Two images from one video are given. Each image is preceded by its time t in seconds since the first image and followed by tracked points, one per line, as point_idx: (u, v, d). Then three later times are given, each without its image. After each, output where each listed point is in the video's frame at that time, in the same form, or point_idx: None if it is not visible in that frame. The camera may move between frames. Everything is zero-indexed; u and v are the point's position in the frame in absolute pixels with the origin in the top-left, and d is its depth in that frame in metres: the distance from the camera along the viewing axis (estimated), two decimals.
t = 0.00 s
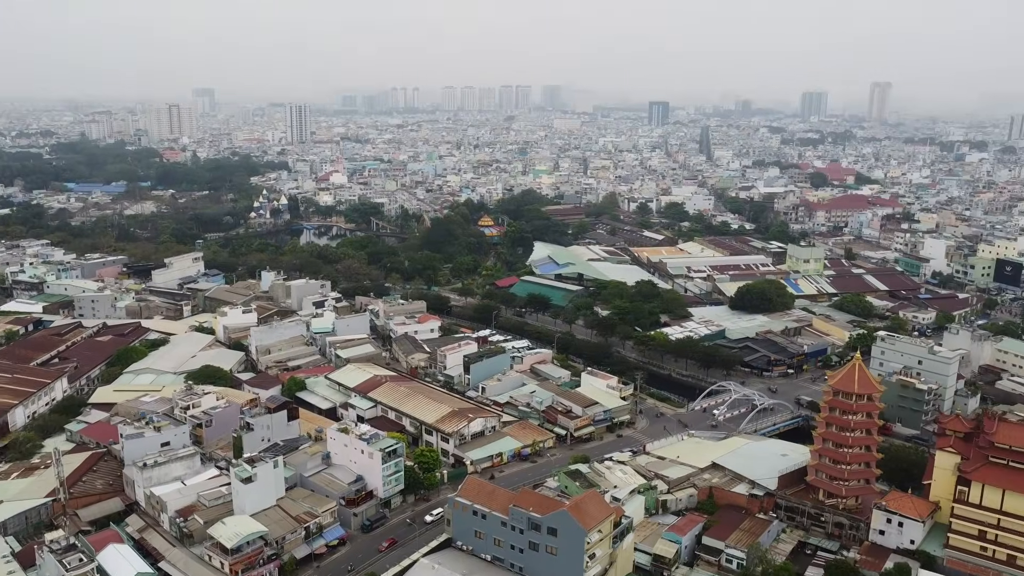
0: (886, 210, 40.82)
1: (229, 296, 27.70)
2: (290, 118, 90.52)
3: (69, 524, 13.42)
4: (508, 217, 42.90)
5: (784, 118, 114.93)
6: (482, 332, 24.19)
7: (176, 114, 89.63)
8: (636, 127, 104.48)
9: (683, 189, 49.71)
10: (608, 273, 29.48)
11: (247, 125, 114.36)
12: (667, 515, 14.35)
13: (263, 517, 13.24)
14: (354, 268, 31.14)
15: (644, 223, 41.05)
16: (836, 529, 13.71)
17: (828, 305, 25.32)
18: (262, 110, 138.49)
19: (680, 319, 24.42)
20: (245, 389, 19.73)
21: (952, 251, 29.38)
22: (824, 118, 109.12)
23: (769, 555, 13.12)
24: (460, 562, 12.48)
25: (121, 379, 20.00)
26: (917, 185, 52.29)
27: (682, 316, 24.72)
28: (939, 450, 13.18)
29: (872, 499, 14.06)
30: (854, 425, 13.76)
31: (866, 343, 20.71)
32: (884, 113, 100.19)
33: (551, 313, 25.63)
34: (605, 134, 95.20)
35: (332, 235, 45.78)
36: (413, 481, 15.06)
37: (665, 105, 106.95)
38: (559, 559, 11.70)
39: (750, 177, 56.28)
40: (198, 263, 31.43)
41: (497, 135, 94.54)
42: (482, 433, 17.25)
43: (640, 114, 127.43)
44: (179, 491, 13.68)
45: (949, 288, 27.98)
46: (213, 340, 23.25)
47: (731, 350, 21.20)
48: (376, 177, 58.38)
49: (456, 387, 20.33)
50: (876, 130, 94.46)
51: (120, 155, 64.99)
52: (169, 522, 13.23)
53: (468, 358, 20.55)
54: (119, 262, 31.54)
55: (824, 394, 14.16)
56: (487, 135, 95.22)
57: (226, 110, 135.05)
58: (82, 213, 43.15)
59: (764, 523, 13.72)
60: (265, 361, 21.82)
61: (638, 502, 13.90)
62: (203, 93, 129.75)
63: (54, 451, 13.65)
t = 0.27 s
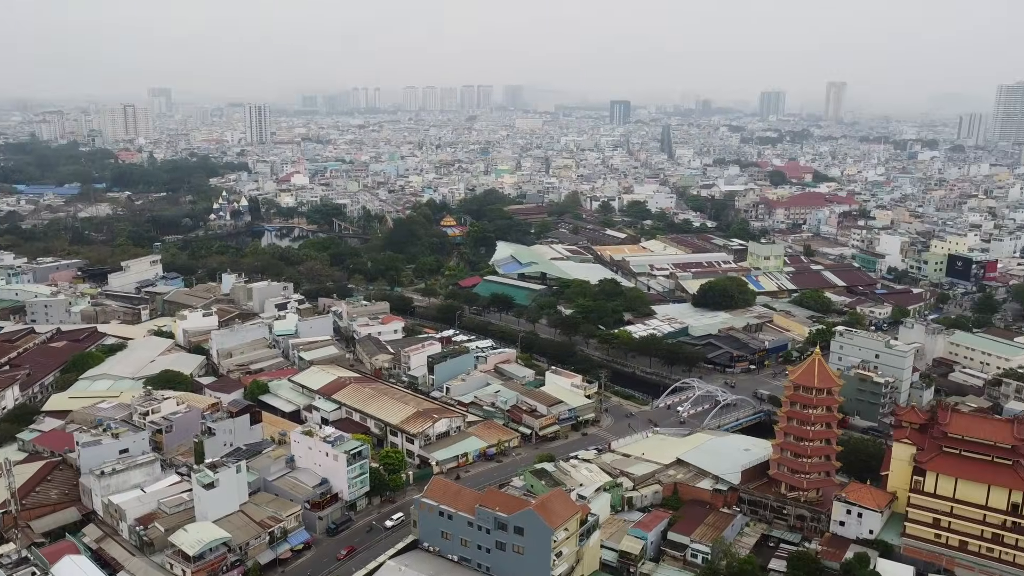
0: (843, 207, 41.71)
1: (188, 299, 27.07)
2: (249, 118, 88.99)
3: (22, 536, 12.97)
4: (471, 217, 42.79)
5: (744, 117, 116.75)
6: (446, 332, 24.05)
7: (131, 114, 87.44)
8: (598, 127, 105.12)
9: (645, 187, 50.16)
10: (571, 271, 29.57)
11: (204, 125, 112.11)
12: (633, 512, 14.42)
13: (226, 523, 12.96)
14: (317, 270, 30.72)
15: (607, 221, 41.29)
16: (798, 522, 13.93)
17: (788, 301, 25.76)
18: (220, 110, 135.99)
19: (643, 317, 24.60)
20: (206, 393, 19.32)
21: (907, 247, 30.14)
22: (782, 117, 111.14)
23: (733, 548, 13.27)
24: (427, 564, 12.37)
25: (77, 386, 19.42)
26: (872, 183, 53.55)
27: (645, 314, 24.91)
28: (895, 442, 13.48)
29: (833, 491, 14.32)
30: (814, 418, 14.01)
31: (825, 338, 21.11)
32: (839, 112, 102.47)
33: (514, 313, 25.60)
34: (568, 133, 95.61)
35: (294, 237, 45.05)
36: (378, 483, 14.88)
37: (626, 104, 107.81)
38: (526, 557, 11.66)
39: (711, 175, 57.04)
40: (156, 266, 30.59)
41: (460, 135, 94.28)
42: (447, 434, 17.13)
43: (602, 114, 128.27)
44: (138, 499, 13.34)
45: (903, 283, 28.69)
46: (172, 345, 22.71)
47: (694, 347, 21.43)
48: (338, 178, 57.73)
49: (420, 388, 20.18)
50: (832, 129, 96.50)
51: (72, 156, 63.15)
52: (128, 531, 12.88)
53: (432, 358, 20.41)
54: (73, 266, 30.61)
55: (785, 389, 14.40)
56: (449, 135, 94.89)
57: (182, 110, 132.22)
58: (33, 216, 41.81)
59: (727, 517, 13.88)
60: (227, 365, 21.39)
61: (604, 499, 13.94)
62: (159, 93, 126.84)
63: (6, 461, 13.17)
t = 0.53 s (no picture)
0: (801, 204, 42.53)
1: (146, 303, 26.35)
2: (206, 119, 87.21)
3: None
4: (433, 218, 42.58)
5: (703, 116, 118.35)
6: (409, 333, 23.86)
7: (84, 114, 85.02)
8: (560, 126, 105.51)
9: (607, 186, 50.49)
10: (534, 271, 29.60)
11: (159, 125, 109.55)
12: (599, 510, 14.45)
13: (188, 530, 12.61)
14: (278, 272, 30.22)
15: (570, 220, 41.41)
16: (761, 515, 14.12)
17: (749, 298, 26.14)
18: (176, 111, 133.14)
19: (607, 315, 24.73)
20: (165, 399, 18.85)
21: (862, 243, 30.84)
22: (741, 116, 112.93)
23: (697, 543, 13.38)
24: (393, 566, 12.24)
25: (29, 394, 18.77)
26: (829, 181, 54.72)
27: (608, 313, 25.04)
28: (854, 434, 13.74)
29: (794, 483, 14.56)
30: (775, 413, 14.22)
31: (785, 334, 21.46)
32: (796, 112, 104.47)
33: (477, 313, 25.52)
34: (530, 133, 95.75)
35: (255, 239, 44.18)
36: (343, 486, 14.65)
37: (588, 103, 108.43)
38: (492, 557, 11.59)
39: (672, 173, 57.66)
40: (112, 270, 29.62)
41: (421, 135, 93.78)
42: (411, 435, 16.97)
43: (563, 113, 128.82)
44: (95, 509, 12.93)
45: (860, 279, 29.34)
46: (130, 350, 22.11)
47: (657, 345, 21.61)
48: (299, 179, 56.91)
49: (384, 389, 19.98)
50: (789, 128, 98.38)
51: (21, 157, 61.12)
52: (84, 541, 12.46)
53: (396, 359, 20.22)
54: (24, 270, 29.60)
55: (747, 384, 14.59)
56: (411, 135, 94.30)
57: (136, 110, 129.06)
58: None
59: (692, 512, 14.00)
60: (187, 369, 20.90)
61: (569, 498, 13.92)
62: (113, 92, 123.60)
63: None
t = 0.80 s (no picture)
0: (760, 202, 43.23)
1: (101, 307, 25.59)
2: (161, 119, 85.21)
3: None
4: (395, 218, 42.22)
5: (663, 115, 119.61)
6: (372, 334, 23.60)
7: (33, 114, 82.37)
8: (522, 125, 105.63)
9: (569, 185, 50.69)
10: (496, 270, 29.53)
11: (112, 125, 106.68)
12: (564, 508, 14.46)
13: (147, 539, 12.22)
14: (238, 274, 29.64)
15: (532, 220, 41.45)
16: (724, 509, 14.26)
17: (710, 295, 26.46)
18: (130, 110, 129.85)
19: (569, 314, 24.79)
20: (123, 405, 18.32)
21: (819, 240, 31.45)
22: (700, 115, 114.42)
23: (662, 538, 13.47)
24: (359, 569, 12.07)
25: None
26: (786, 178, 55.74)
27: (570, 311, 25.12)
28: (814, 428, 13.96)
29: (756, 478, 14.75)
30: (738, 408, 14.39)
31: (746, 330, 21.75)
32: (754, 111, 106.27)
33: (440, 313, 25.35)
34: (492, 132, 95.70)
35: (214, 241, 43.14)
36: (306, 489, 14.39)
37: (548, 102, 108.75)
38: (459, 558, 11.51)
39: (633, 172, 58.14)
40: (65, 274, 28.66)
41: (382, 136, 92.99)
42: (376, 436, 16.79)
43: (525, 113, 129.01)
44: (49, 520, 12.51)
45: (817, 275, 29.92)
46: (84, 355, 21.45)
47: (620, 343, 21.73)
48: (258, 180, 55.95)
49: (347, 391, 19.73)
50: (748, 127, 99.97)
51: None
52: (37, 554, 11.98)
53: (359, 360, 19.98)
54: None
55: (709, 381, 14.75)
56: (372, 135, 93.45)
57: (87, 111, 125.55)
58: None
59: (657, 509, 14.07)
60: (145, 374, 20.36)
61: (535, 497, 14.15)
62: (63, 92, 120.03)
63: None
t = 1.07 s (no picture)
0: (720, 200, 43.81)
1: (54, 312, 24.81)
2: (114, 119, 83.02)
3: None
4: (356, 219, 41.76)
5: (624, 114, 120.61)
6: (334, 336, 23.29)
7: None
8: (484, 125, 105.48)
9: (530, 184, 50.75)
10: (459, 270, 29.40)
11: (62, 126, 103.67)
12: (530, 507, 14.41)
13: (104, 549, 11.83)
14: (196, 277, 29.00)
15: (495, 219, 41.37)
16: (688, 505, 14.38)
17: (672, 293, 26.71)
18: (81, 111, 126.32)
19: (532, 313, 24.79)
20: (77, 413, 17.75)
21: (778, 238, 31.97)
22: (660, 114, 115.63)
23: (627, 535, 13.52)
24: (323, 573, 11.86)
25: None
26: (745, 177, 56.62)
27: (533, 310, 25.13)
28: (775, 422, 14.15)
29: (719, 473, 14.91)
30: (701, 405, 14.53)
31: (708, 327, 21.98)
32: (712, 111, 107.80)
33: (402, 314, 25.13)
34: (454, 133, 95.34)
35: (172, 243, 42.11)
36: (270, 493, 14.08)
37: (510, 102, 108.80)
38: (425, 559, 11.39)
39: (594, 171, 58.47)
40: (15, 279, 27.73)
41: (343, 136, 92.02)
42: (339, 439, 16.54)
43: (486, 112, 128.86)
44: None
45: (776, 271, 30.41)
46: (37, 362, 20.76)
47: (584, 341, 21.80)
48: (216, 181, 54.88)
49: (310, 394, 19.43)
50: (707, 126, 101.36)
51: None
52: None
53: (322, 362, 19.69)
54: None
55: (673, 378, 14.87)
56: (332, 136, 92.42)
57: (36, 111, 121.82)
58: None
59: (622, 506, 14.13)
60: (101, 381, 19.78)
61: (501, 496, 13.91)
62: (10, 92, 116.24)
63: None
